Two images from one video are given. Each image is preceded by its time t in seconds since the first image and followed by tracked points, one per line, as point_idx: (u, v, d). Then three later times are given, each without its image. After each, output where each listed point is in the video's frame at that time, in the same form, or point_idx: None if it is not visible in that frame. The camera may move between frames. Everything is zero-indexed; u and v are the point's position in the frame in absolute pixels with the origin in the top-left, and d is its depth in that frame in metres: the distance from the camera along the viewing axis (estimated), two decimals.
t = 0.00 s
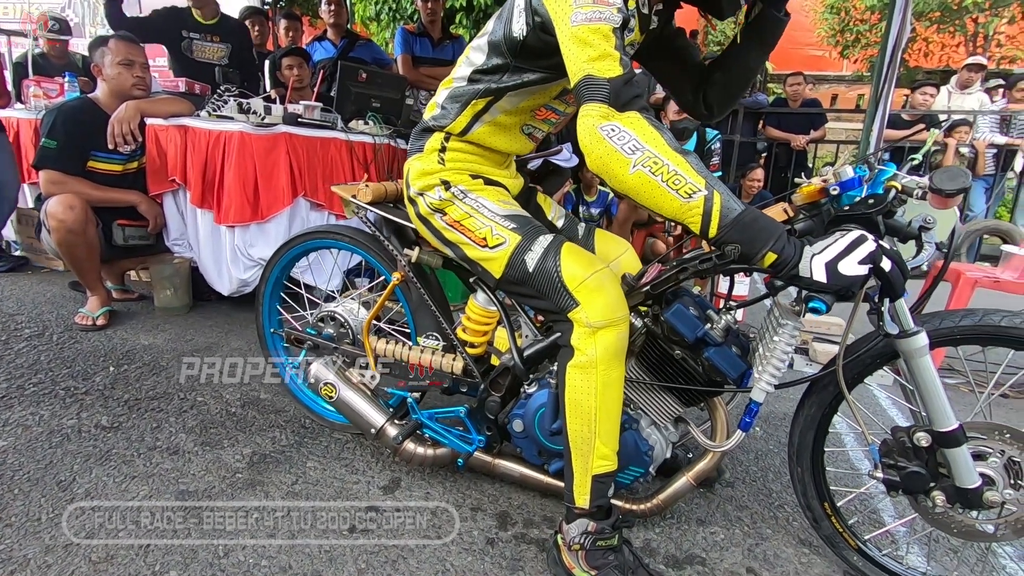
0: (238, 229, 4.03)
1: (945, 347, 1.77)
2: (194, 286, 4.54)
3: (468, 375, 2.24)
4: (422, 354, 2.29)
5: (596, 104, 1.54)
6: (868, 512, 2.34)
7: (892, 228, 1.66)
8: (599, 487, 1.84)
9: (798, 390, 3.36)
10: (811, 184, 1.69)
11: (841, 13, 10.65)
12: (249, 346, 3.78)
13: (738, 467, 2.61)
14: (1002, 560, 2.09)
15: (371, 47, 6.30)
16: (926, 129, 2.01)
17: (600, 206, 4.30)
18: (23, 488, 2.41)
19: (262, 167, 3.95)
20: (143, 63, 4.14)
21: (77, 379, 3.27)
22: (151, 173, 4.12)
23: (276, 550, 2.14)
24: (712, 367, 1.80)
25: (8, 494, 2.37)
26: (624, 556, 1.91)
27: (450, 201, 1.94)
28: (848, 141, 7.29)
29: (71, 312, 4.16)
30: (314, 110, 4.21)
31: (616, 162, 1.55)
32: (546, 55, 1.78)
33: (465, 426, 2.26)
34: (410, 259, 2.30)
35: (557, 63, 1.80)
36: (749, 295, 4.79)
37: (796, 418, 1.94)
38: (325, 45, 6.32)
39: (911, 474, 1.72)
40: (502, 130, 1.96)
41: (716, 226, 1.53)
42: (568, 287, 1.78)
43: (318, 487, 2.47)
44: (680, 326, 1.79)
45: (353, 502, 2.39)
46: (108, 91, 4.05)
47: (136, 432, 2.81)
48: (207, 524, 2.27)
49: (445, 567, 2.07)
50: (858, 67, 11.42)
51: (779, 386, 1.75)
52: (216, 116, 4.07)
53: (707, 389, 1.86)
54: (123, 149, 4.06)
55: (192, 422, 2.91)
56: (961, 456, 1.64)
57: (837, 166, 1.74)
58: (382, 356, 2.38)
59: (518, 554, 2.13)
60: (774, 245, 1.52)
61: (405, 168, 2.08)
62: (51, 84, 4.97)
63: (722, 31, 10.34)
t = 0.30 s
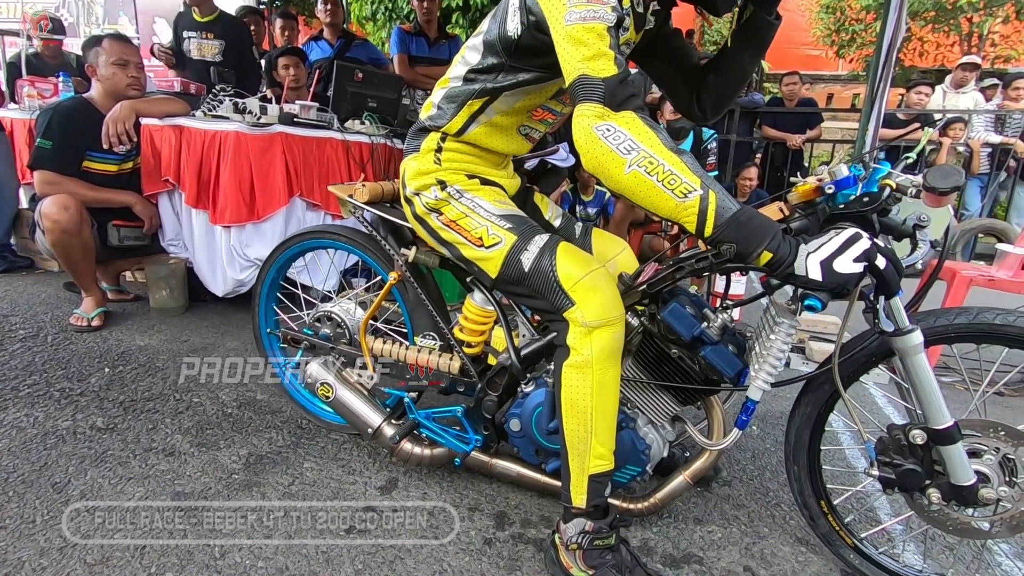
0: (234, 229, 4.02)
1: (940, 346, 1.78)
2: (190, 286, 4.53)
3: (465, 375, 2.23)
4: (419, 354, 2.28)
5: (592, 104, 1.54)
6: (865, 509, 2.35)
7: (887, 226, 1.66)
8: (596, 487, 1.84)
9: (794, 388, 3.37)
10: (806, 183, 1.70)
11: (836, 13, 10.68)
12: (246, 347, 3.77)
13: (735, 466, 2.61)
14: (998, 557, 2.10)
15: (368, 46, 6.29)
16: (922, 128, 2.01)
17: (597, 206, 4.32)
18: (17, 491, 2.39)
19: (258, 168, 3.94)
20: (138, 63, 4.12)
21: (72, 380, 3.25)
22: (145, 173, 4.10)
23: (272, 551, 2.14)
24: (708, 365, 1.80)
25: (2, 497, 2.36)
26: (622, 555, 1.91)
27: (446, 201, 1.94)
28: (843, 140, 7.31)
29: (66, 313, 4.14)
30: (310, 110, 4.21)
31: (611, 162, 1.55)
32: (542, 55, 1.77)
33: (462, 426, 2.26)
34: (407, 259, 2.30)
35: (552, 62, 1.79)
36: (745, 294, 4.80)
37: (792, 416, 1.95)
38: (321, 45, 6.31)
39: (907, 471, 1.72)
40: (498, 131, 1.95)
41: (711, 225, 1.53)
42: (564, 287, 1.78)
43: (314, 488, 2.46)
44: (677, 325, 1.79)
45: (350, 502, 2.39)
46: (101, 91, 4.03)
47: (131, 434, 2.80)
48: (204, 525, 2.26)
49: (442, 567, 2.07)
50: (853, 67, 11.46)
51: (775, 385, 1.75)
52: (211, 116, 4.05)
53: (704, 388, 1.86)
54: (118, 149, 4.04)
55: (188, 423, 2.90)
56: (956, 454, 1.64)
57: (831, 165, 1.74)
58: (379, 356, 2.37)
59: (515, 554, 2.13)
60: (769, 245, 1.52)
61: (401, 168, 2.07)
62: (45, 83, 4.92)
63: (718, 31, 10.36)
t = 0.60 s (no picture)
0: (232, 229, 4.01)
1: (938, 345, 1.78)
2: (188, 286, 4.52)
3: (463, 375, 2.23)
4: (417, 354, 2.28)
5: (589, 104, 1.54)
6: (863, 508, 2.35)
7: (885, 226, 1.67)
8: (594, 487, 1.84)
9: (792, 388, 3.38)
10: (805, 182, 1.69)
11: (834, 13, 10.69)
12: (245, 346, 3.77)
13: (733, 465, 2.61)
14: (996, 556, 2.11)
15: (366, 46, 6.28)
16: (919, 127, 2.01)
17: (595, 205, 4.34)
18: (15, 491, 2.39)
19: (256, 168, 3.93)
20: (136, 63, 4.12)
21: (70, 381, 3.25)
22: (143, 173, 4.09)
23: (271, 551, 2.14)
24: (706, 365, 1.80)
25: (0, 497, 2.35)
26: (621, 555, 1.91)
27: (444, 201, 1.94)
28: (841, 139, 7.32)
29: (64, 313, 4.13)
30: (309, 109, 4.19)
31: (608, 163, 1.55)
32: (539, 54, 1.77)
33: (461, 426, 2.26)
34: (405, 259, 2.29)
35: (550, 62, 1.79)
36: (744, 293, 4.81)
37: (790, 416, 1.95)
38: (320, 45, 6.31)
39: (904, 471, 1.73)
40: (497, 131, 1.95)
41: (708, 226, 1.53)
42: (562, 287, 1.78)
43: (313, 488, 2.46)
44: (675, 325, 1.78)
45: (348, 502, 2.39)
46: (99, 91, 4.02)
47: (130, 434, 2.79)
48: (202, 525, 2.26)
49: (441, 567, 2.07)
50: (852, 66, 11.47)
51: (773, 384, 1.75)
52: (210, 116, 4.05)
53: (703, 387, 1.86)
54: (116, 149, 4.04)
55: (186, 423, 2.90)
56: (954, 453, 1.64)
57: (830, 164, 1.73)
58: (377, 357, 2.37)
59: (514, 554, 2.13)
60: (766, 245, 1.52)
61: (399, 167, 2.07)
62: (43, 83, 4.92)
63: (717, 30, 10.37)
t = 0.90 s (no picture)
0: (233, 229, 4.02)
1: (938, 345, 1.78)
2: (189, 286, 4.52)
3: (463, 375, 2.23)
4: (417, 354, 2.28)
5: (587, 106, 1.54)
6: (863, 508, 2.35)
7: (886, 226, 1.67)
8: (595, 486, 1.84)
9: (792, 387, 3.38)
10: (805, 181, 1.68)
11: (834, 12, 10.67)
12: (245, 346, 3.77)
13: (734, 464, 2.61)
14: (997, 555, 2.11)
15: (366, 46, 6.28)
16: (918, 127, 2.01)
17: (595, 204, 4.35)
18: (16, 490, 2.39)
19: (256, 167, 3.93)
20: (135, 63, 4.11)
21: (70, 380, 3.24)
22: (143, 172, 4.09)
23: (272, 551, 2.14)
24: (707, 365, 1.80)
25: (1, 496, 2.35)
26: (622, 554, 1.91)
27: (444, 201, 1.94)
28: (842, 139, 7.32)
29: (64, 313, 4.13)
30: (308, 109, 4.20)
31: (607, 165, 1.55)
32: (538, 54, 1.77)
33: (461, 425, 2.26)
34: (405, 258, 2.29)
35: (549, 62, 1.79)
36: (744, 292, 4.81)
37: (790, 415, 1.95)
38: (320, 45, 6.31)
39: (905, 470, 1.73)
40: (496, 130, 1.95)
41: (708, 227, 1.53)
42: (562, 287, 1.78)
43: (314, 488, 2.46)
44: (675, 325, 1.78)
45: (349, 501, 2.39)
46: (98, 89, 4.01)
47: (130, 433, 2.79)
48: (203, 524, 2.26)
49: (442, 566, 2.07)
50: (852, 66, 11.47)
51: (774, 384, 1.75)
52: (210, 115, 4.04)
53: (703, 387, 1.86)
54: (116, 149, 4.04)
55: (186, 423, 2.90)
56: (955, 453, 1.64)
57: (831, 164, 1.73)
58: (378, 356, 2.37)
59: (515, 553, 2.13)
60: (766, 245, 1.52)
61: (398, 168, 2.07)
62: (43, 84, 4.93)
63: (717, 30, 10.37)
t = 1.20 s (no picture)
0: (233, 228, 4.01)
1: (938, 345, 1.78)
2: (189, 285, 4.52)
3: (463, 375, 2.23)
4: (417, 354, 2.28)
5: (585, 109, 1.53)
6: (863, 508, 2.36)
7: (886, 226, 1.67)
8: (594, 487, 1.84)
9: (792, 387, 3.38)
10: (805, 182, 1.68)
11: (835, 12, 10.64)
12: (245, 345, 3.77)
13: (734, 464, 2.61)
14: (997, 555, 2.11)
15: (367, 45, 6.28)
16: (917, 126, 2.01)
17: (595, 204, 4.34)
18: (17, 490, 2.39)
19: (256, 167, 3.93)
20: (130, 61, 4.09)
21: (70, 379, 3.24)
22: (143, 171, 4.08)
23: (272, 550, 2.14)
24: (707, 365, 1.80)
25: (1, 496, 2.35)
26: (621, 554, 1.90)
27: (443, 201, 1.93)
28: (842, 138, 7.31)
29: (64, 312, 4.13)
30: (308, 109, 4.22)
31: (606, 168, 1.55)
32: (536, 56, 1.77)
33: (461, 425, 2.26)
34: (405, 258, 2.29)
35: (547, 64, 1.79)
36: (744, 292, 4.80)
37: (789, 415, 1.95)
38: (319, 44, 6.30)
39: (905, 471, 1.73)
40: (495, 131, 1.95)
41: (708, 229, 1.53)
42: (561, 287, 1.78)
43: (314, 487, 2.46)
44: (674, 325, 1.78)
45: (349, 501, 2.39)
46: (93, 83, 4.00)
47: (130, 433, 2.79)
48: (203, 523, 2.26)
49: (441, 566, 2.07)
50: (852, 66, 11.46)
51: (774, 384, 1.75)
52: (210, 114, 4.04)
53: (703, 387, 1.86)
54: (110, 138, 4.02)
55: (186, 422, 2.90)
56: (955, 454, 1.64)
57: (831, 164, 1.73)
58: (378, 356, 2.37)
59: (514, 553, 2.13)
60: (767, 247, 1.52)
61: (397, 168, 2.07)
62: (43, 83, 4.94)
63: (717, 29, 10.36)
